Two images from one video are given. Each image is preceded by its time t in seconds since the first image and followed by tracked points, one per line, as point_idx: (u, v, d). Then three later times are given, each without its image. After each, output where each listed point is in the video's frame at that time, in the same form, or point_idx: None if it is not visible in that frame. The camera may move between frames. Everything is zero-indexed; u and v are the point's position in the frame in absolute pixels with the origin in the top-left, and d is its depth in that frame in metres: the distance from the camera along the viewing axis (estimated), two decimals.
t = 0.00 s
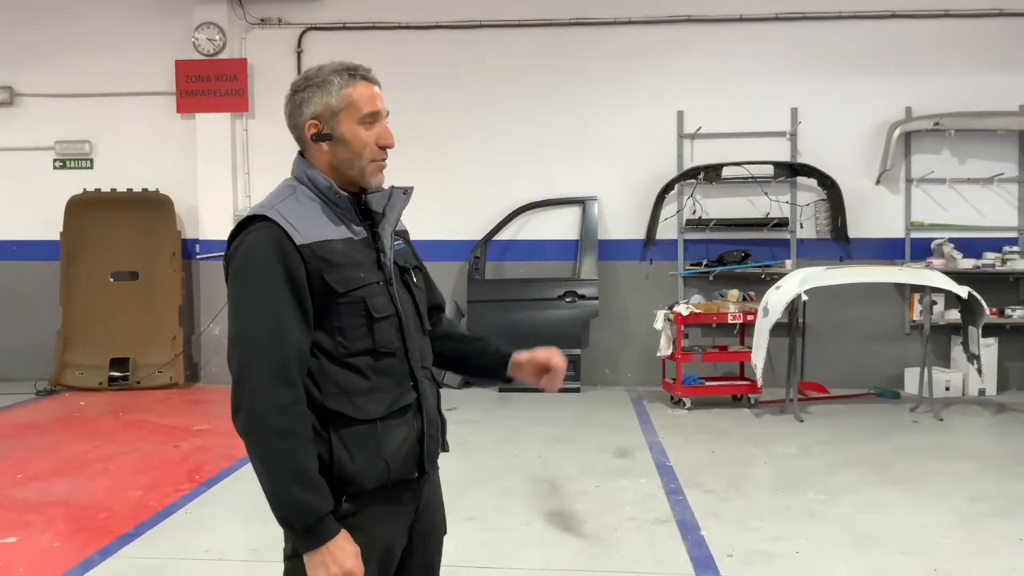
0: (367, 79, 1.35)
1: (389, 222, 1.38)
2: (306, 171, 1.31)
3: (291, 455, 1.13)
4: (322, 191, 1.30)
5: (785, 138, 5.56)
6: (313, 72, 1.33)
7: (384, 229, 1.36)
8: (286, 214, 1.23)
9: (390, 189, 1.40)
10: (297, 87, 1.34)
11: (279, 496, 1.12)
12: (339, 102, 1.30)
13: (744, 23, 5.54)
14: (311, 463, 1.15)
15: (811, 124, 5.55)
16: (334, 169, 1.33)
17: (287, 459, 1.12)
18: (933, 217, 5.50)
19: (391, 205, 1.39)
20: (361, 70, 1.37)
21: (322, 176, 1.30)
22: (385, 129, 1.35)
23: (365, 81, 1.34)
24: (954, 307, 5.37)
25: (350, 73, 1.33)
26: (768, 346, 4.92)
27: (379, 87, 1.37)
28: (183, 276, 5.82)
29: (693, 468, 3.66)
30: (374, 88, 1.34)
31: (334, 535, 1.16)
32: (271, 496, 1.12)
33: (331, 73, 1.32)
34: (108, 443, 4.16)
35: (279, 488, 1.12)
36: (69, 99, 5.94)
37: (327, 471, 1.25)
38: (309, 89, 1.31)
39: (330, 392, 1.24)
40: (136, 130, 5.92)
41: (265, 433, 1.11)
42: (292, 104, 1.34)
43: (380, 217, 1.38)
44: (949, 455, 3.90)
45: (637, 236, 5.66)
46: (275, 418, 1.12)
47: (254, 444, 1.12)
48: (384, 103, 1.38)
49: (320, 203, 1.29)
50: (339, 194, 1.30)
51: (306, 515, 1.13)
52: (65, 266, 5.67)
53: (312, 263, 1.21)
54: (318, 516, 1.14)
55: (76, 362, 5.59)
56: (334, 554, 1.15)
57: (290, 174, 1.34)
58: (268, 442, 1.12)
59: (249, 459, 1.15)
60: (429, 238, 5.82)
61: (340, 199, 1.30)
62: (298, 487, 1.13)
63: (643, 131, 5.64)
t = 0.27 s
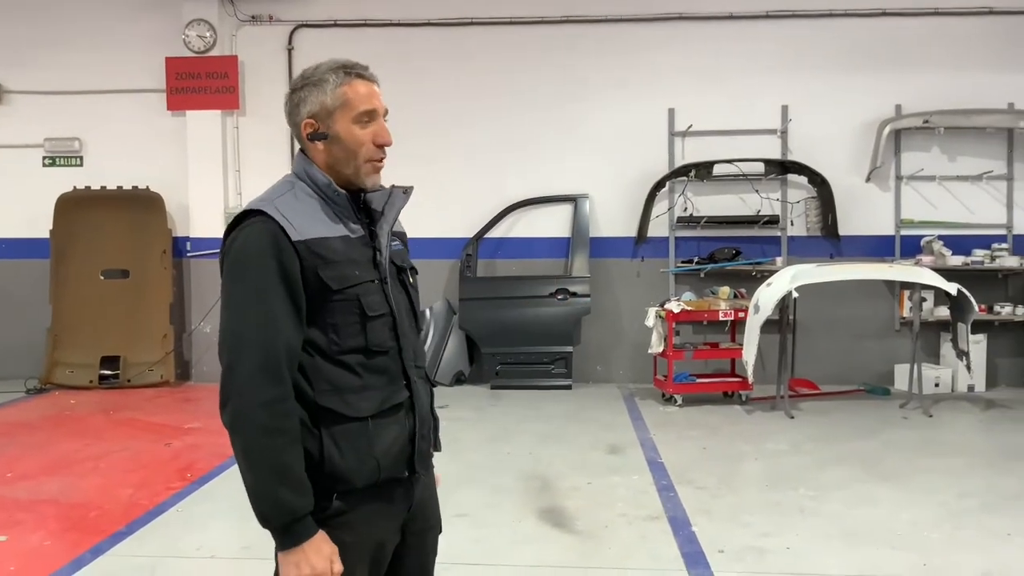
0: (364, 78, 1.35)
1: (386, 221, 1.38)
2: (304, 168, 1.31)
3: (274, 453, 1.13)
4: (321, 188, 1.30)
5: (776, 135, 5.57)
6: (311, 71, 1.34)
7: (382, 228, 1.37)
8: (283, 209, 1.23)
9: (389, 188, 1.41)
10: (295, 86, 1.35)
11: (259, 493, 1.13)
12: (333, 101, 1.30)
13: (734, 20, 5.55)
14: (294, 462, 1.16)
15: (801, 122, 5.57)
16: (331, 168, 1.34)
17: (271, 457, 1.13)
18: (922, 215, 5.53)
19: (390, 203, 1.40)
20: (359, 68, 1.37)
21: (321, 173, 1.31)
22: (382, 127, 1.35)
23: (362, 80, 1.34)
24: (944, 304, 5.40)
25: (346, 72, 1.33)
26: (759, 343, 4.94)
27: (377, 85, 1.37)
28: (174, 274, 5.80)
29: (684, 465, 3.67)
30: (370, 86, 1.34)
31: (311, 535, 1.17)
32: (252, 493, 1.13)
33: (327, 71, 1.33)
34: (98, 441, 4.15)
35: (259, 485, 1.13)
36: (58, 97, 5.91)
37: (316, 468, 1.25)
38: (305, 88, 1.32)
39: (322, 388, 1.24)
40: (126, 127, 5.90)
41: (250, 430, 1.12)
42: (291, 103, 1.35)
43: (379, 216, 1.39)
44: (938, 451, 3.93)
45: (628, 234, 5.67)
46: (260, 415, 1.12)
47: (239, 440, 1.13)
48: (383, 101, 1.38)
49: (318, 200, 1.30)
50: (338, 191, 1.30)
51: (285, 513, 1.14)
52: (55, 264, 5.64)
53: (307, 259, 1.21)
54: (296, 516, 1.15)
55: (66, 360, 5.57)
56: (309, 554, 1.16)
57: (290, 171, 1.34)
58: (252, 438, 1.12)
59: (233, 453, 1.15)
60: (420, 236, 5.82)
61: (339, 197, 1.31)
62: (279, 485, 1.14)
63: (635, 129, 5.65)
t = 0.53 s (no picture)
0: (361, 76, 1.35)
1: (381, 217, 1.39)
2: (298, 163, 1.32)
3: (271, 445, 1.13)
4: (318, 182, 1.31)
5: (764, 132, 5.60)
6: (309, 66, 1.34)
7: (376, 223, 1.38)
8: (283, 202, 1.23)
9: (382, 185, 1.42)
10: (293, 80, 1.35)
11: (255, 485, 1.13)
12: (329, 97, 1.31)
13: (723, 18, 5.58)
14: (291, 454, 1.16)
15: (789, 119, 5.60)
16: (324, 163, 1.34)
17: (268, 449, 1.13)
18: (909, 211, 5.57)
19: (382, 201, 1.40)
20: (357, 66, 1.37)
21: (318, 168, 1.31)
22: (376, 126, 1.35)
23: (360, 78, 1.35)
24: (931, 299, 5.44)
25: (344, 69, 1.34)
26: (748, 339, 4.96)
27: (374, 84, 1.37)
28: (163, 271, 5.79)
29: (673, 460, 3.69)
30: (367, 84, 1.35)
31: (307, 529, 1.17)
32: (248, 485, 1.13)
33: (325, 67, 1.34)
34: (87, 439, 4.14)
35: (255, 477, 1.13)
36: (46, 94, 5.88)
37: (312, 462, 1.26)
38: (302, 82, 1.33)
39: (319, 382, 1.25)
40: (114, 124, 5.87)
41: (247, 421, 1.12)
42: (288, 96, 1.35)
43: (371, 213, 1.38)
44: (924, 445, 3.96)
45: (618, 230, 5.69)
46: (258, 406, 1.12)
47: (235, 432, 1.13)
48: (379, 99, 1.38)
49: (316, 195, 1.30)
50: (336, 186, 1.31)
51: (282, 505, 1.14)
52: (43, 262, 5.62)
53: (306, 253, 1.22)
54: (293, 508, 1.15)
55: (55, 358, 5.55)
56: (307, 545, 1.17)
57: (284, 165, 1.34)
58: (250, 430, 1.12)
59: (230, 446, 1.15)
60: (410, 233, 5.82)
61: (337, 192, 1.31)
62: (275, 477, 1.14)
63: (624, 126, 5.66)
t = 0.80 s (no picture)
0: (341, 71, 1.36)
1: (367, 213, 1.40)
2: (283, 159, 1.33)
3: (285, 428, 1.14)
4: (303, 179, 1.32)
5: (751, 128, 5.63)
6: (293, 62, 1.36)
7: (363, 219, 1.39)
8: (269, 200, 1.24)
9: (369, 180, 1.42)
10: (276, 77, 1.37)
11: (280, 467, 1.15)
12: (308, 93, 1.32)
13: (709, 14, 5.60)
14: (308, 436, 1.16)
15: (776, 114, 5.63)
16: (307, 160, 1.36)
17: (291, 426, 1.15)
18: (894, 206, 5.62)
19: (369, 195, 1.41)
20: (341, 63, 1.39)
21: (304, 165, 1.32)
22: (358, 122, 1.36)
23: (340, 74, 1.36)
24: (916, 293, 5.49)
25: (324, 65, 1.35)
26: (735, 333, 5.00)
27: (356, 79, 1.38)
28: (150, 268, 5.77)
29: (662, 453, 3.72)
30: (349, 80, 1.36)
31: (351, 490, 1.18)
32: (281, 464, 1.14)
33: (305, 64, 1.35)
34: (76, 437, 4.13)
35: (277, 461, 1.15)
36: (31, 90, 5.85)
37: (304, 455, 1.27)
38: (284, 79, 1.34)
39: (309, 377, 1.26)
40: (101, 121, 5.85)
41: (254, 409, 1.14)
42: (271, 93, 1.37)
43: (359, 207, 1.39)
44: (909, 437, 4.01)
45: (606, 226, 5.71)
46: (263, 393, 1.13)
47: (259, 416, 1.14)
48: (362, 95, 1.39)
49: (302, 192, 1.31)
50: (321, 183, 1.32)
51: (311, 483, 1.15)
52: (30, 259, 5.59)
53: (294, 249, 1.23)
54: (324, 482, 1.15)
55: (42, 356, 5.52)
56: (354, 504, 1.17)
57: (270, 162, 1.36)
58: (258, 418, 1.14)
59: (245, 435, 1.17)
60: (398, 229, 5.82)
61: (322, 188, 1.33)
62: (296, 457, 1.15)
63: (611, 122, 5.68)
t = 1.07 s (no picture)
0: (320, 68, 1.37)
1: (355, 207, 1.40)
2: (268, 158, 1.36)
3: (333, 366, 1.19)
4: (289, 176, 1.34)
5: (735, 122, 5.68)
6: (274, 61, 1.38)
7: (351, 213, 1.39)
8: (258, 197, 1.28)
9: (356, 174, 1.43)
10: (260, 76, 1.40)
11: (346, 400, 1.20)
12: (284, 93, 1.34)
13: (694, 9, 5.65)
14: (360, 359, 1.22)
15: (759, 109, 5.68)
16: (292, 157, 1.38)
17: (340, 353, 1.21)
18: (876, 199, 5.68)
19: (357, 189, 1.42)
20: (322, 60, 1.39)
21: (290, 162, 1.35)
22: (336, 118, 1.37)
23: (318, 71, 1.37)
24: (898, 286, 5.56)
25: (303, 63, 1.36)
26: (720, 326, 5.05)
27: (336, 75, 1.38)
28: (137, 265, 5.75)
29: (649, 445, 3.76)
30: (326, 77, 1.36)
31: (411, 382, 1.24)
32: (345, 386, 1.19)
33: (284, 63, 1.36)
34: (65, 433, 4.13)
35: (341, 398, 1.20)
36: (15, 86, 5.82)
37: (300, 444, 1.31)
38: (265, 79, 1.36)
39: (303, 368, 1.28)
40: (86, 117, 5.83)
41: (295, 369, 1.18)
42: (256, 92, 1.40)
43: (348, 202, 1.40)
44: (892, 427, 4.07)
45: (592, 221, 5.74)
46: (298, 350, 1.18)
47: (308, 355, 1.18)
48: (342, 91, 1.39)
49: (289, 188, 1.34)
50: (306, 179, 1.34)
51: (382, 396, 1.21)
52: (15, 256, 5.57)
53: (284, 243, 1.26)
54: (394, 390, 1.22)
55: (28, 353, 5.50)
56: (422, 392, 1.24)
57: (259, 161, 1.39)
58: (302, 375, 1.18)
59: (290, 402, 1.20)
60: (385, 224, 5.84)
61: (308, 184, 1.35)
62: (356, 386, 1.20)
63: (597, 117, 5.72)
